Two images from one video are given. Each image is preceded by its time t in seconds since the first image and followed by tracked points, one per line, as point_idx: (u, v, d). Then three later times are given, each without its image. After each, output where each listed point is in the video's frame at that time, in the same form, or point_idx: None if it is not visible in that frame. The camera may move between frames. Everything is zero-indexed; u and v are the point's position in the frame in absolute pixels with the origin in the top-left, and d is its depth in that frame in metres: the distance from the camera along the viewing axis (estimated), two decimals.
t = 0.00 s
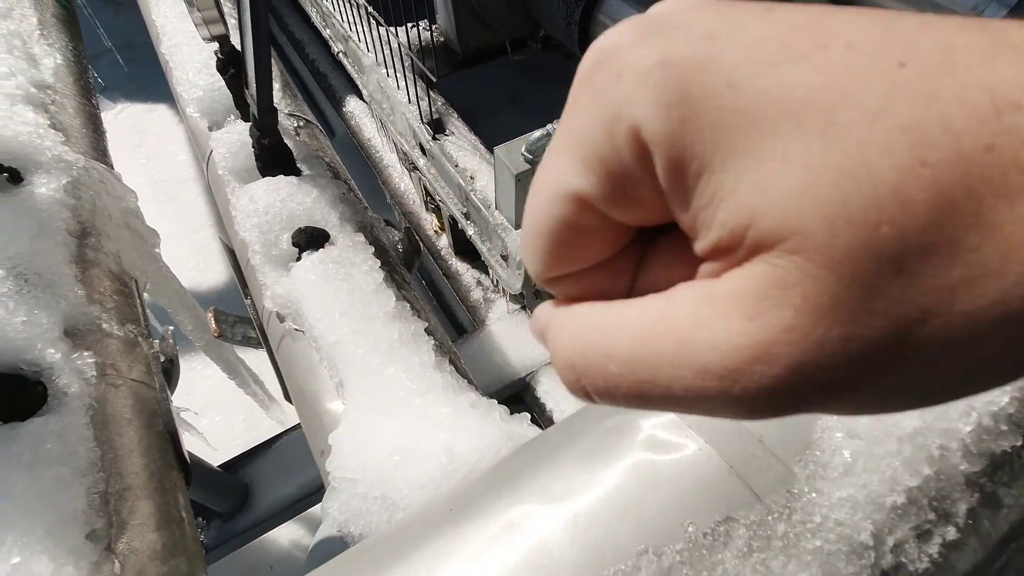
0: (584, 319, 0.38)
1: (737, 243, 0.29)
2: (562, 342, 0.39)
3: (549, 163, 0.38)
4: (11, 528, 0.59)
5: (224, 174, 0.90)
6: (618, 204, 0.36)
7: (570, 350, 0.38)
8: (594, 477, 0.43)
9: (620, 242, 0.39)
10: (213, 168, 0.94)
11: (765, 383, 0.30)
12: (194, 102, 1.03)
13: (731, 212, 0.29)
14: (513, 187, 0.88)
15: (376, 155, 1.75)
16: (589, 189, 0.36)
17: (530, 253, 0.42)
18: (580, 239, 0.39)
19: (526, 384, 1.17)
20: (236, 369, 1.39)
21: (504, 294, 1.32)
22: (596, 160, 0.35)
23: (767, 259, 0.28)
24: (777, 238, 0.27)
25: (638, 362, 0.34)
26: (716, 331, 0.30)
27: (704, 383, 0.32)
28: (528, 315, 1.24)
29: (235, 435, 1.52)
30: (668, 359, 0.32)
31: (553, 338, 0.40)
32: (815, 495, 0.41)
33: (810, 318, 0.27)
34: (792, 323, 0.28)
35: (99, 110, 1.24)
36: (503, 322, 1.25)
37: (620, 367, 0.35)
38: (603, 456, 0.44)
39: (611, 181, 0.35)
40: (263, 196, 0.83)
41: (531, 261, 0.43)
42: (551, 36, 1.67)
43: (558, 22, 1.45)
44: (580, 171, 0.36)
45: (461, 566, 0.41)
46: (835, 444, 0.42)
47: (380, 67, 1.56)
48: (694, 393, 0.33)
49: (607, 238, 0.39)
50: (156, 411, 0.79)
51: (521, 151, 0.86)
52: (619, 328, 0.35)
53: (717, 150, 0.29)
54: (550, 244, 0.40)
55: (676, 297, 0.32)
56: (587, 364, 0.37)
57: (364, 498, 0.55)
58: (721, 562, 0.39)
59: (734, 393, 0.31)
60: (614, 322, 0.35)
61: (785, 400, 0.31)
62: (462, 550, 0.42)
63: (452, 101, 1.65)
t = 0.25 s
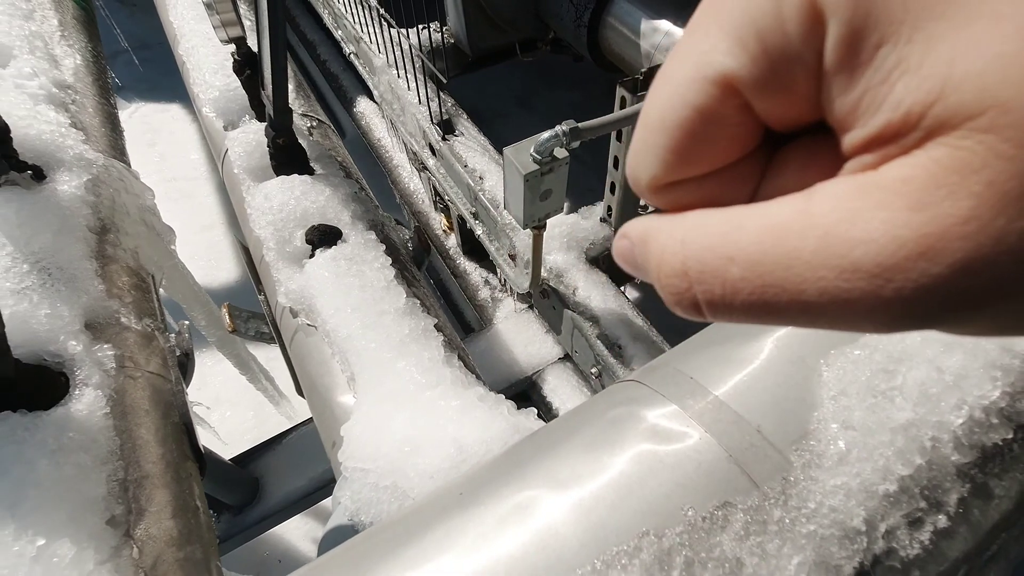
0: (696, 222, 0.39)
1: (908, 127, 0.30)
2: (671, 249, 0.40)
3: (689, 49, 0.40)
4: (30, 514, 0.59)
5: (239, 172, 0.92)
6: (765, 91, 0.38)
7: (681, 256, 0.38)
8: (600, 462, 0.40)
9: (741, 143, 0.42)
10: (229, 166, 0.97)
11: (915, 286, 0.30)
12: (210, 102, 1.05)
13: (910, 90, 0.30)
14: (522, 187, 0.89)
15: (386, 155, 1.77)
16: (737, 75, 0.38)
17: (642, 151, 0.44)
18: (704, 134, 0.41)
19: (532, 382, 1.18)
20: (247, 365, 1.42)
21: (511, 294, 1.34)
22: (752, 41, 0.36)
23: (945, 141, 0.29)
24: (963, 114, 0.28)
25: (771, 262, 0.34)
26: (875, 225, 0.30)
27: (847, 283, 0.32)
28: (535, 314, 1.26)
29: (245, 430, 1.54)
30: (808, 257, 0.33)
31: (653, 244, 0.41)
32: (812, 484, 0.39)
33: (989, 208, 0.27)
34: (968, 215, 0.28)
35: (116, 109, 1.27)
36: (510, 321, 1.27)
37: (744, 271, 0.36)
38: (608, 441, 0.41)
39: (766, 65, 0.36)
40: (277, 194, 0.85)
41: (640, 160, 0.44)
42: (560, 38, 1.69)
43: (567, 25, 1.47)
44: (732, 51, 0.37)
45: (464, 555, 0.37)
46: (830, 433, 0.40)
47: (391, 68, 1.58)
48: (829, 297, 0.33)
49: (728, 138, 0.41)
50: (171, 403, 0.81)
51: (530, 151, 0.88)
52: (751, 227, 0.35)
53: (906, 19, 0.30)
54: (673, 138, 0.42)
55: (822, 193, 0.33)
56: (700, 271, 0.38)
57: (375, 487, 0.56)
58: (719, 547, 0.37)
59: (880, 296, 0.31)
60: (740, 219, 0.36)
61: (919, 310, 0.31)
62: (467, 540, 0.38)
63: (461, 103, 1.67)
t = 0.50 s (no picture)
0: (751, 234, 0.36)
1: (962, 159, 0.30)
2: (723, 259, 0.37)
3: (750, 73, 0.37)
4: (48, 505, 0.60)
5: (252, 171, 0.93)
6: (827, 125, 0.35)
7: (734, 267, 0.36)
8: (613, 463, 0.40)
9: (795, 173, 0.38)
10: (242, 165, 0.97)
11: (967, 300, 0.29)
12: (224, 102, 1.06)
13: (963, 125, 0.29)
14: (533, 188, 0.90)
15: (396, 155, 1.77)
16: (799, 106, 0.35)
17: (697, 173, 0.40)
18: (766, 159, 0.37)
19: (539, 383, 1.18)
20: (255, 362, 1.43)
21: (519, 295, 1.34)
22: (815, 75, 0.34)
23: (998, 172, 0.28)
24: (1018, 149, 0.27)
25: (827, 276, 0.32)
26: (929, 244, 0.29)
27: (894, 297, 0.31)
28: (542, 316, 1.26)
29: (252, 427, 1.55)
30: (861, 272, 0.31)
31: (709, 260, 0.38)
32: (826, 486, 0.38)
33: None
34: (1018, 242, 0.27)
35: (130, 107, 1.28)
36: (518, 322, 1.27)
37: (799, 282, 0.34)
38: (620, 441, 0.41)
39: (828, 99, 0.34)
40: (289, 193, 0.86)
41: (693, 183, 0.40)
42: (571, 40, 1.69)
43: (578, 27, 1.47)
44: (793, 84, 0.35)
45: (480, 554, 0.37)
46: (845, 436, 0.39)
47: (402, 69, 1.59)
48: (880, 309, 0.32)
49: (789, 163, 0.38)
50: (183, 400, 0.81)
51: (542, 153, 0.88)
52: (806, 241, 0.33)
53: (961, 62, 0.30)
54: (734, 162, 0.38)
55: (874, 212, 0.32)
56: (756, 280, 0.35)
57: (385, 485, 0.56)
58: (733, 548, 0.36)
59: (928, 308, 0.30)
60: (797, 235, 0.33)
61: (973, 321, 0.30)
62: (483, 538, 0.38)
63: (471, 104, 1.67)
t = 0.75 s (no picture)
0: (775, 230, 0.36)
1: (990, 157, 0.30)
2: (745, 254, 0.36)
3: (776, 70, 0.37)
4: (61, 496, 0.60)
5: (265, 171, 0.94)
6: (852, 122, 0.35)
7: (757, 261, 0.36)
8: (620, 464, 0.39)
9: (818, 171, 0.38)
10: (255, 165, 0.98)
11: (991, 296, 0.29)
12: (237, 102, 1.07)
13: (991, 124, 0.30)
14: (542, 191, 0.90)
15: (405, 157, 1.78)
16: (825, 103, 0.35)
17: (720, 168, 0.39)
18: (791, 155, 0.37)
19: (545, 386, 1.19)
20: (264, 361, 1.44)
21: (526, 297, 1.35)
22: (842, 74, 0.34)
23: None
24: None
25: (850, 270, 0.32)
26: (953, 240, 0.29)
27: (919, 293, 0.31)
28: (549, 318, 1.26)
29: (259, 425, 1.56)
30: (886, 266, 0.31)
31: (730, 256, 0.37)
32: (834, 491, 0.37)
33: None
34: None
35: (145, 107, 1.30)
36: (524, 324, 1.27)
37: (822, 276, 0.33)
38: (627, 443, 0.40)
39: (857, 96, 0.34)
40: (302, 193, 0.87)
41: (715, 178, 0.40)
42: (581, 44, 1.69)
43: (588, 31, 1.47)
44: (820, 81, 0.35)
45: (489, 553, 0.36)
46: (854, 441, 0.38)
47: (412, 72, 1.60)
48: (903, 305, 0.32)
49: (814, 161, 0.38)
50: (193, 397, 0.82)
51: (552, 156, 0.89)
52: (828, 236, 0.33)
53: (991, 61, 0.30)
54: (759, 157, 0.38)
55: (898, 209, 0.32)
56: (779, 274, 0.35)
57: (394, 484, 0.56)
58: (741, 550, 0.35)
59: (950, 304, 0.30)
60: (819, 230, 0.33)
61: (996, 317, 0.30)
62: (494, 537, 0.37)
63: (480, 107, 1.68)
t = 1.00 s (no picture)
0: (803, 237, 0.35)
1: None
2: (772, 260, 0.35)
3: (810, 78, 0.36)
4: (65, 492, 0.60)
5: (271, 171, 0.95)
6: (886, 131, 0.34)
7: (786, 269, 0.34)
8: (624, 467, 0.39)
9: (848, 180, 0.37)
10: (262, 165, 0.99)
11: None
12: (245, 102, 1.08)
13: None
14: (547, 195, 0.91)
15: (409, 159, 1.79)
16: (859, 110, 0.34)
17: (748, 174, 0.38)
18: (822, 163, 0.36)
19: (547, 389, 1.19)
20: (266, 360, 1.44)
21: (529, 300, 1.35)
22: (878, 82, 0.33)
23: None
24: None
25: (882, 282, 0.31)
26: (989, 252, 0.28)
27: (952, 305, 0.30)
28: (552, 322, 1.27)
29: (261, 424, 1.57)
30: (916, 277, 0.30)
31: (757, 263, 0.36)
32: (836, 497, 0.37)
33: None
34: None
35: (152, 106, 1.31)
36: (527, 327, 1.28)
37: (851, 285, 0.32)
38: (631, 446, 0.40)
39: (893, 105, 0.33)
40: (307, 193, 0.87)
41: (743, 184, 0.39)
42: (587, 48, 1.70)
43: (594, 36, 1.48)
44: (855, 88, 0.34)
45: (492, 552, 0.37)
46: (856, 447, 0.39)
47: (418, 74, 1.60)
48: (935, 317, 0.31)
49: (845, 169, 0.37)
50: (197, 394, 0.83)
51: (557, 160, 0.89)
52: (861, 246, 0.32)
53: None
54: (789, 165, 0.37)
55: (932, 218, 0.30)
56: (808, 283, 0.34)
57: (396, 484, 0.57)
58: (742, 555, 0.36)
59: (984, 318, 0.29)
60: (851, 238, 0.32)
61: None
62: (498, 536, 0.37)
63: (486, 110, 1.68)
